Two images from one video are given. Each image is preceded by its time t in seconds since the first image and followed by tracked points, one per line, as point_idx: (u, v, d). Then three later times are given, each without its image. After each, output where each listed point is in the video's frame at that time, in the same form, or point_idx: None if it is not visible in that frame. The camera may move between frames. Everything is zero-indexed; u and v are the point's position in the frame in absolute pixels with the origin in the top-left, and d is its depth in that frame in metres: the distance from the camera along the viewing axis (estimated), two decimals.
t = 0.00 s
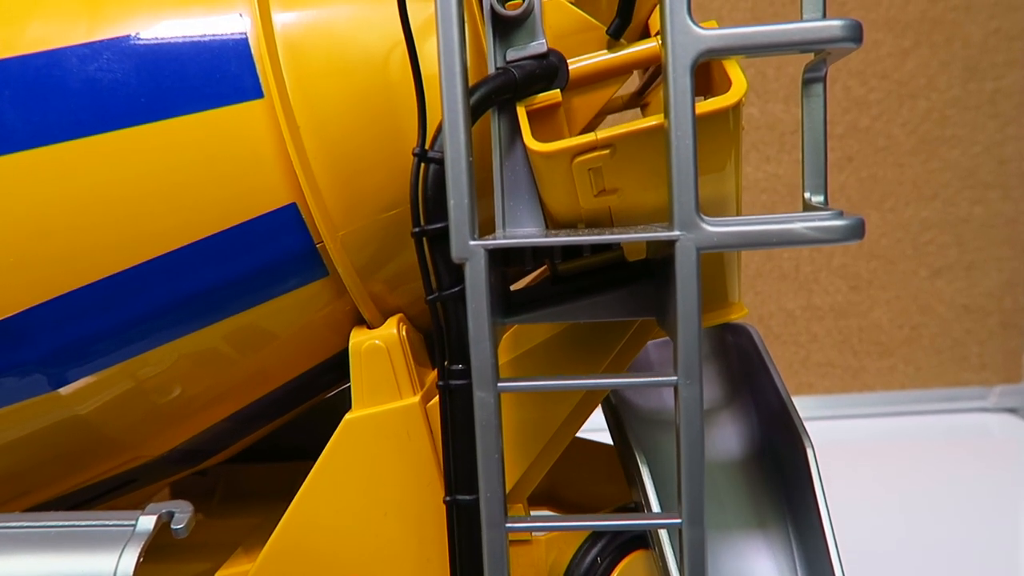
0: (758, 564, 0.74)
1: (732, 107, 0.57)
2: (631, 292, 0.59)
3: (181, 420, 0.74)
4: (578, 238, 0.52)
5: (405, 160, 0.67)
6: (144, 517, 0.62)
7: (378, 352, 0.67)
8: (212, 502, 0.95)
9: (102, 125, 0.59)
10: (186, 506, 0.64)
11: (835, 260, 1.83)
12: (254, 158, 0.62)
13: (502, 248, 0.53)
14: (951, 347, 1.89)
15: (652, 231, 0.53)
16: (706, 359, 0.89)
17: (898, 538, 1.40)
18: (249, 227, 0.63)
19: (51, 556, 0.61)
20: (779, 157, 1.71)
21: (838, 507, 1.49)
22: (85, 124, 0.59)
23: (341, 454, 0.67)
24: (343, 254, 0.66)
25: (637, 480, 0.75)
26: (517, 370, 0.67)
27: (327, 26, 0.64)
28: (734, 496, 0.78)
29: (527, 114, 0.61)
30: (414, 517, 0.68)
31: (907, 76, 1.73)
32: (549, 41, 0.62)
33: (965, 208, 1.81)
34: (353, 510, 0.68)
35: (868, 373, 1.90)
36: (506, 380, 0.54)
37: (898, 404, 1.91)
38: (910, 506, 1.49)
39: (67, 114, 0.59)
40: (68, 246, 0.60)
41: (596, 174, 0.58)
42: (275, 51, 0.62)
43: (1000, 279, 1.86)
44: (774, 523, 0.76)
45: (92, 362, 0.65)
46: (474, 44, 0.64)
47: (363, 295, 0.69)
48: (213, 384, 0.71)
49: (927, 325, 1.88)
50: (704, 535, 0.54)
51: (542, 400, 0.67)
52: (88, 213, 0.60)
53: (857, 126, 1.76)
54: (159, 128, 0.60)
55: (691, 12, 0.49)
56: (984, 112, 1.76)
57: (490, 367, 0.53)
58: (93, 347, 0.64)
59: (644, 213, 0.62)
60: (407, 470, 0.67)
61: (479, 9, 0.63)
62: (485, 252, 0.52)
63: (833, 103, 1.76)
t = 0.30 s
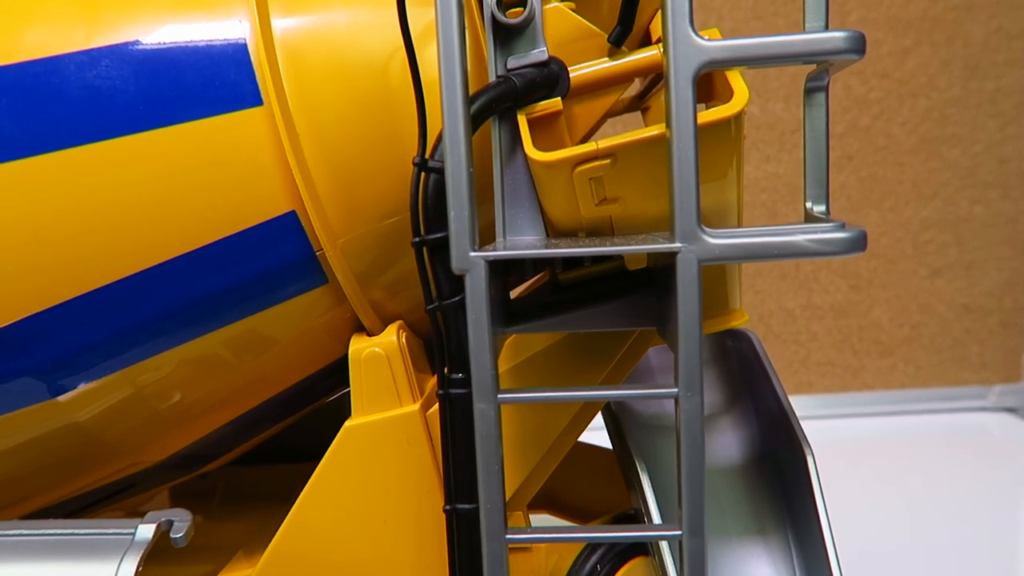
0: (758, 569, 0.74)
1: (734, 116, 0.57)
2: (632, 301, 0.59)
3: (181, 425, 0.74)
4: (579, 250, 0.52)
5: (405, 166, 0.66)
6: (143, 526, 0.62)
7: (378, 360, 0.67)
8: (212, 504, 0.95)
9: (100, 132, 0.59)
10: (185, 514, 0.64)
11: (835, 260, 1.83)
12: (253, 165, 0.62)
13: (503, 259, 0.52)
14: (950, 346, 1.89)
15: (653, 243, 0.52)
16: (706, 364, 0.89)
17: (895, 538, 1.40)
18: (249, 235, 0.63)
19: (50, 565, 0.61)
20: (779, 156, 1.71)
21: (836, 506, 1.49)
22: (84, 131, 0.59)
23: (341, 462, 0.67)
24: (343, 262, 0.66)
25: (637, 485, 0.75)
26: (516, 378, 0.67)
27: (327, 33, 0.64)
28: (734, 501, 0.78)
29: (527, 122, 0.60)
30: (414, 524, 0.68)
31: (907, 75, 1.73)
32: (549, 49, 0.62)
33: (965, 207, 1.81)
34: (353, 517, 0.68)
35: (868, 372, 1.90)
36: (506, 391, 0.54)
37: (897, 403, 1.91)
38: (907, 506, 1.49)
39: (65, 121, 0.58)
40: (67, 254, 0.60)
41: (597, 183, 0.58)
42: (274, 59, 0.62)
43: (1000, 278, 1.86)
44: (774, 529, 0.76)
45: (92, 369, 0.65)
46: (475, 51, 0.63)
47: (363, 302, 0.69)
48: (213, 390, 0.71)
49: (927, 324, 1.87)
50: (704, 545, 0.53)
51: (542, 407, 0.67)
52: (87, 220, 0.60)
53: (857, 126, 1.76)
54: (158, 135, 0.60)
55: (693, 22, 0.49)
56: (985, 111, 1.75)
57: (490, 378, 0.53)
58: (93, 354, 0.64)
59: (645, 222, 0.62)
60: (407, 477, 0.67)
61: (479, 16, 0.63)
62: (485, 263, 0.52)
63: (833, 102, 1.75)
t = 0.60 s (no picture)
0: None
1: (736, 134, 0.56)
2: (633, 320, 0.58)
3: (180, 440, 0.73)
4: (580, 271, 0.51)
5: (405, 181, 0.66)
6: (140, 545, 0.62)
7: (378, 376, 0.67)
8: (211, 513, 0.95)
9: (97, 149, 0.58)
10: (183, 533, 0.64)
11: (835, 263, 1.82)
12: (251, 183, 0.62)
13: (503, 281, 0.52)
14: (950, 350, 1.89)
15: (655, 263, 0.52)
16: (708, 378, 0.89)
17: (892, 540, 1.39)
18: (247, 252, 0.63)
19: None
20: (780, 159, 1.70)
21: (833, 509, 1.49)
22: (80, 148, 0.58)
23: (341, 478, 0.67)
24: (342, 279, 0.66)
25: (637, 500, 0.74)
26: (517, 393, 0.66)
27: (325, 48, 0.64)
28: (734, 516, 0.78)
29: (527, 139, 0.60)
30: (413, 540, 0.67)
31: (908, 78, 1.72)
32: (550, 64, 0.61)
33: (965, 211, 1.80)
34: (352, 533, 0.67)
35: (868, 375, 1.89)
36: (506, 413, 0.54)
37: (897, 407, 1.91)
38: (905, 509, 1.48)
39: (63, 138, 0.58)
40: (65, 271, 0.60)
41: (598, 201, 0.57)
42: (272, 76, 0.62)
43: (1000, 281, 1.85)
44: (775, 543, 0.76)
45: (89, 385, 0.64)
46: (474, 65, 0.63)
47: (362, 318, 0.69)
48: (212, 404, 0.70)
49: (927, 327, 1.87)
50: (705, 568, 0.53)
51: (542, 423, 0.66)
52: (84, 237, 0.59)
53: (858, 129, 1.75)
54: (155, 151, 0.59)
55: (695, 42, 0.49)
56: (985, 115, 1.75)
57: (490, 400, 0.52)
58: (91, 371, 0.64)
59: (647, 240, 0.61)
60: (407, 494, 0.67)
61: (479, 31, 0.62)
62: (485, 284, 0.52)
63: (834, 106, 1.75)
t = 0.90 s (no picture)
0: None
1: (739, 147, 0.56)
2: (636, 333, 0.58)
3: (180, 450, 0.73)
4: (582, 285, 0.51)
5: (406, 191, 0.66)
6: (139, 557, 0.62)
7: (378, 387, 0.67)
8: (211, 518, 0.94)
9: (96, 161, 0.58)
10: (182, 545, 0.64)
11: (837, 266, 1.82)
12: (251, 195, 0.61)
13: (504, 295, 0.52)
14: (951, 353, 1.88)
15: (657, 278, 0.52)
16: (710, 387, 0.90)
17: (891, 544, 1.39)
18: (248, 263, 0.63)
19: None
20: (782, 161, 1.70)
21: (833, 512, 1.48)
22: (79, 159, 0.58)
23: (340, 489, 0.67)
24: (342, 289, 0.66)
25: (638, 509, 0.74)
26: (518, 404, 0.65)
27: (326, 57, 0.63)
28: (735, 525, 0.78)
29: (528, 150, 0.60)
30: (414, 552, 0.67)
31: (910, 81, 1.72)
32: (551, 74, 0.61)
33: (967, 214, 1.80)
34: (353, 544, 0.67)
35: (869, 378, 1.89)
36: (506, 427, 0.54)
37: (898, 410, 1.90)
38: (903, 512, 1.48)
39: (62, 150, 0.58)
40: (64, 282, 0.59)
41: (600, 214, 0.57)
42: (272, 85, 0.61)
43: (1001, 285, 1.85)
44: (776, 552, 0.75)
45: (88, 396, 0.64)
46: (476, 75, 0.63)
47: (363, 329, 0.68)
48: (211, 414, 0.70)
49: (928, 330, 1.86)
50: None
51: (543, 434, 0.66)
52: (83, 248, 0.59)
53: (859, 132, 1.75)
54: (154, 163, 0.59)
55: (698, 57, 0.48)
56: (988, 117, 1.74)
57: (491, 415, 0.52)
58: (90, 383, 0.63)
59: (649, 252, 0.61)
60: (407, 505, 0.67)
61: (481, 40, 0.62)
62: (487, 299, 0.51)
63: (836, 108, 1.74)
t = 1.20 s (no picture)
0: None
1: (740, 168, 0.56)
2: (635, 355, 0.58)
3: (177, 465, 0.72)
4: (581, 308, 0.50)
5: (405, 206, 0.65)
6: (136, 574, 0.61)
7: (377, 405, 0.66)
8: (209, 528, 0.94)
9: (93, 179, 0.57)
10: (178, 562, 0.63)
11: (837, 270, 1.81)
12: (248, 213, 0.61)
13: (503, 319, 0.52)
14: (950, 356, 1.88)
15: (657, 301, 0.51)
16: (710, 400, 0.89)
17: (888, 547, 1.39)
18: (245, 281, 0.62)
19: None
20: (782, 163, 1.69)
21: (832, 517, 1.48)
22: (75, 177, 0.57)
23: (338, 508, 0.66)
24: (340, 307, 0.65)
25: (637, 527, 0.73)
26: (518, 422, 0.65)
27: (324, 73, 0.63)
28: (735, 542, 0.77)
29: (528, 169, 0.59)
30: (411, 571, 0.67)
31: (911, 84, 1.71)
32: (551, 91, 0.60)
33: (968, 217, 1.79)
34: (351, 562, 0.67)
35: (868, 382, 1.88)
36: (505, 451, 0.53)
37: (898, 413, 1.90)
38: (899, 517, 1.48)
39: (58, 168, 0.57)
40: (61, 300, 0.59)
41: (600, 234, 0.57)
42: (269, 99, 0.61)
43: (1001, 288, 1.84)
44: (775, 569, 0.75)
45: (85, 414, 0.64)
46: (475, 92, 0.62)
47: (360, 345, 0.68)
48: (210, 430, 0.70)
49: (928, 333, 1.86)
50: None
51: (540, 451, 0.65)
52: (79, 266, 0.58)
53: (860, 135, 1.74)
54: (151, 181, 0.59)
55: (700, 80, 0.48)
56: (988, 120, 1.74)
57: (490, 439, 0.52)
58: (87, 401, 0.63)
59: (649, 272, 0.61)
60: (405, 524, 0.66)
61: (480, 56, 0.61)
62: (485, 322, 0.51)
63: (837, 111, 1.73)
